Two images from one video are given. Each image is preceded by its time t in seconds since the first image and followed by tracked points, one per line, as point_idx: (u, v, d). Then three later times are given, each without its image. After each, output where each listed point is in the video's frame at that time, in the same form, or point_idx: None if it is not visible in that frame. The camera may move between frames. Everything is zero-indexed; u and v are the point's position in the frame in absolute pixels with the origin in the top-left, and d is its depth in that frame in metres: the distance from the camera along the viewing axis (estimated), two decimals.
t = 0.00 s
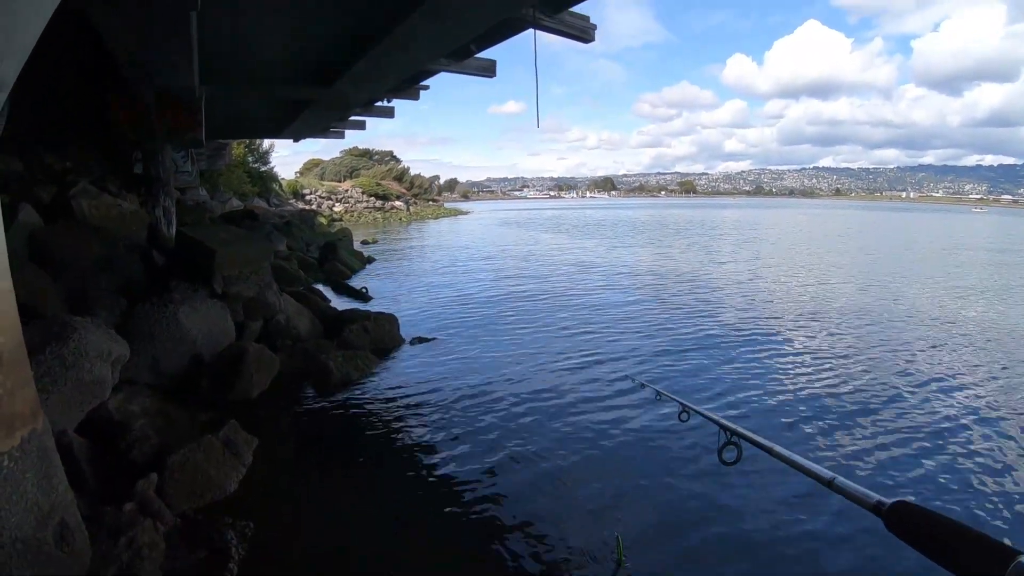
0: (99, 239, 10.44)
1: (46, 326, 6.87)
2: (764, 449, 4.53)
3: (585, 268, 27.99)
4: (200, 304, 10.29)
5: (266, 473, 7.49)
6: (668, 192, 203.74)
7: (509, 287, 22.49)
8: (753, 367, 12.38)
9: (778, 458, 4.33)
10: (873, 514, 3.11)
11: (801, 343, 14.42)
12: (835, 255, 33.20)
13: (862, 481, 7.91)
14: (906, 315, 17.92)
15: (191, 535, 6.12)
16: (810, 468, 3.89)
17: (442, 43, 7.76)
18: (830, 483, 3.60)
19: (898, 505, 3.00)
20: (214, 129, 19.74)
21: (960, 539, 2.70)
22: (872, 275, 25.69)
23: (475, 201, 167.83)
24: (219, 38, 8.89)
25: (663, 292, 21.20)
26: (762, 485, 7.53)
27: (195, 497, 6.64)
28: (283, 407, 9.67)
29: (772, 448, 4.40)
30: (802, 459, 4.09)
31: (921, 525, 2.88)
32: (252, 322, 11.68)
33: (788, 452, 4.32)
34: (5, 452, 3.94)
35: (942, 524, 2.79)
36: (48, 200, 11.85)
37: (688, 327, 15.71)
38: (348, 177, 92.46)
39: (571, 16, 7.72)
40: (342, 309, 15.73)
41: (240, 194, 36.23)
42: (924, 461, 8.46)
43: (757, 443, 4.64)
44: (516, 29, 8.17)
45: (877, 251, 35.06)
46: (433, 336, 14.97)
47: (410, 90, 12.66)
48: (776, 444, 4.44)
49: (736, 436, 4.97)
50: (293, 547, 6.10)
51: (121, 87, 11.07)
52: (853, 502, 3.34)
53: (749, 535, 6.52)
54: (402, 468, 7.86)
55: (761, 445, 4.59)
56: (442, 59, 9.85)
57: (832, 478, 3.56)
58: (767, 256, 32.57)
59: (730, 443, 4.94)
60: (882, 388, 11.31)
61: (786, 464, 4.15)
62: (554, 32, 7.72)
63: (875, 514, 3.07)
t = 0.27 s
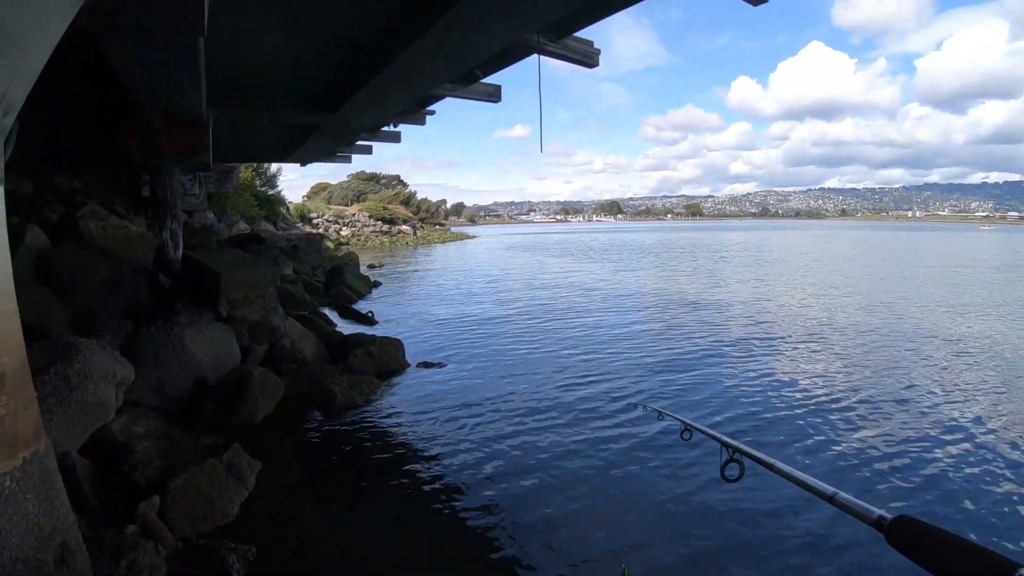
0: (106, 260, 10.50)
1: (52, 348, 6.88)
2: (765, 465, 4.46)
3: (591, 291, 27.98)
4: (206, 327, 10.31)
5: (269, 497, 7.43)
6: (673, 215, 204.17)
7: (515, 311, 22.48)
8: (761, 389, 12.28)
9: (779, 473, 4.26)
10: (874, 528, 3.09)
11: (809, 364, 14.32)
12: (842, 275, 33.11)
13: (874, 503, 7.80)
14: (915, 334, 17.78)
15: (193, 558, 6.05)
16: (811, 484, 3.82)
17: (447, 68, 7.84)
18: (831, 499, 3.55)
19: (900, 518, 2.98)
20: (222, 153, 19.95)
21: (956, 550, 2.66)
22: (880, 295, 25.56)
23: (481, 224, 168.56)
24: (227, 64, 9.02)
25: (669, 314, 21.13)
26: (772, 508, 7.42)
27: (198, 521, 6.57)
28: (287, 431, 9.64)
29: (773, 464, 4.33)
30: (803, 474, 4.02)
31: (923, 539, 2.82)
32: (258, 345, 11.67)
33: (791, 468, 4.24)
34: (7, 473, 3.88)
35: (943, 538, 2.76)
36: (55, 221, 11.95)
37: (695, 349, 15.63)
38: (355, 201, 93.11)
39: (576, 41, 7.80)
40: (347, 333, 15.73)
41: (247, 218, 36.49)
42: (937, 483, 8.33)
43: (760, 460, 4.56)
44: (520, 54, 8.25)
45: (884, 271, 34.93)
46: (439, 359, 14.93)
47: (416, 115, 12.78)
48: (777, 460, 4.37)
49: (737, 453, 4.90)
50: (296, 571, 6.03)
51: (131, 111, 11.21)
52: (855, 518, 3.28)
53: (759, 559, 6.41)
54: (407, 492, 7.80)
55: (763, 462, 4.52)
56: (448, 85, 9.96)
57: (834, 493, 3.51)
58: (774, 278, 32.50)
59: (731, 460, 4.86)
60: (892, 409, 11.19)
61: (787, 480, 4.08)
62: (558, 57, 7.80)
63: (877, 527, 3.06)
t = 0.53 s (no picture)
0: (115, 271, 10.58)
1: (60, 357, 6.92)
2: (767, 462, 4.41)
3: (600, 305, 27.93)
4: (214, 338, 10.34)
5: (273, 509, 7.41)
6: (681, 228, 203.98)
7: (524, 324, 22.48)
8: (772, 402, 12.18)
9: (783, 471, 4.18)
10: (883, 525, 3.03)
11: (821, 377, 14.20)
12: (854, 288, 32.91)
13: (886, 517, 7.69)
14: (928, 347, 17.61)
15: (196, 569, 6.04)
16: (816, 482, 3.76)
17: (454, 82, 7.90)
18: (837, 499, 3.47)
19: (908, 515, 2.91)
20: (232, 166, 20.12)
21: (963, 547, 2.63)
22: (892, 308, 25.37)
23: (490, 237, 168.91)
24: (237, 78, 9.13)
25: (679, 328, 21.05)
26: (782, 522, 7.34)
27: (202, 531, 6.56)
28: (294, 443, 9.63)
29: (778, 463, 4.26)
30: (807, 472, 3.94)
31: (929, 535, 2.77)
32: (265, 357, 11.71)
33: (795, 467, 4.16)
34: (12, 478, 3.88)
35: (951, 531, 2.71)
36: (66, 232, 12.06)
37: (705, 363, 15.55)
38: (364, 214, 93.62)
39: (585, 56, 7.85)
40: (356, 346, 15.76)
41: (257, 231, 36.72)
42: (952, 497, 8.21)
43: (763, 458, 4.48)
44: (529, 69, 8.30)
45: (896, 284, 34.70)
46: (448, 372, 14.91)
47: (425, 129, 12.87)
48: (781, 460, 4.28)
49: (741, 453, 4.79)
50: None
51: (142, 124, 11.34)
52: (865, 515, 3.23)
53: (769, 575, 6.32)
54: (412, 504, 7.77)
55: (767, 460, 4.44)
56: (457, 99, 10.02)
57: (841, 491, 3.43)
58: (784, 291, 32.35)
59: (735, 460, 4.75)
60: (905, 422, 11.06)
61: (789, 478, 4.02)
62: (567, 72, 7.84)
63: (886, 524, 3.00)
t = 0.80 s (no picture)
0: (123, 273, 10.62)
1: (68, 359, 6.96)
2: (770, 484, 4.42)
3: (607, 307, 27.88)
4: (222, 341, 10.38)
5: (279, 511, 7.43)
6: (689, 231, 203.49)
7: (531, 327, 22.44)
8: (780, 405, 12.11)
9: (785, 492, 4.21)
10: (884, 546, 3.05)
11: (830, 380, 14.11)
12: (863, 290, 32.72)
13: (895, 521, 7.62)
14: (938, 349, 17.47)
15: (201, 571, 6.06)
16: (818, 503, 3.79)
17: (460, 85, 7.91)
18: (839, 519, 3.49)
19: (910, 535, 2.94)
20: (239, 169, 20.21)
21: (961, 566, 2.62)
22: (902, 310, 25.20)
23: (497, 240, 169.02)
24: (244, 82, 9.18)
25: (686, 331, 20.98)
26: (789, 527, 7.29)
27: (208, 533, 6.57)
28: (300, 446, 9.66)
29: (779, 484, 4.28)
30: (808, 493, 3.97)
31: (930, 555, 2.77)
32: (272, 360, 11.74)
33: (796, 488, 4.19)
34: (17, 480, 3.90)
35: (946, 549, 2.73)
36: (74, 235, 12.12)
37: (713, 366, 15.48)
38: (372, 218, 93.88)
39: (591, 58, 7.84)
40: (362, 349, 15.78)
41: (265, 234, 36.86)
42: (962, 500, 8.13)
43: (765, 479, 4.52)
44: (535, 71, 8.30)
45: (906, 286, 34.48)
46: (455, 375, 14.91)
47: (432, 132, 12.89)
48: (782, 480, 4.32)
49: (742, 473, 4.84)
50: None
51: (150, 127, 11.39)
52: (866, 536, 3.24)
53: None
54: (417, 507, 7.78)
55: (768, 481, 4.48)
56: (463, 102, 10.04)
57: (843, 512, 3.45)
58: (792, 293, 32.20)
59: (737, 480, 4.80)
60: (915, 425, 10.97)
61: (793, 499, 4.03)
62: (574, 74, 7.83)
63: (887, 545, 3.02)
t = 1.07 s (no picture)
0: (130, 273, 10.67)
1: (75, 359, 7.00)
2: (779, 481, 4.42)
3: (614, 307, 27.83)
4: (228, 341, 10.41)
5: (284, 511, 7.43)
6: (695, 230, 202.99)
7: (537, 327, 22.42)
8: (787, 404, 12.05)
9: (794, 489, 4.19)
10: (894, 543, 3.03)
11: (838, 379, 14.04)
12: (871, 289, 32.55)
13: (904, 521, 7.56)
14: (948, 348, 17.35)
15: (208, 570, 6.07)
16: (827, 499, 3.76)
17: (465, 85, 7.91)
18: (848, 515, 3.46)
19: (920, 532, 2.91)
20: (245, 170, 20.27)
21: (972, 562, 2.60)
22: (910, 308, 25.05)
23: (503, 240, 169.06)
24: (250, 83, 9.21)
25: (693, 330, 20.93)
26: (796, 526, 7.25)
27: (214, 532, 6.59)
28: (306, 445, 9.68)
29: (789, 480, 4.27)
30: (818, 488, 3.95)
31: (940, 551, 2.75)
32: (278, 359, 11.77)
33: (805, 484, 4.17)
34: (24, 479, 3.91)
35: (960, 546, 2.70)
36: (81, 235, 12.19)
37: (720, 365, 15.42)
38: (378, 218, 94.04)
39: (596, 56, 7.82)
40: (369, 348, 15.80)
41: (271, 234, 36.96)
42: (972, 499, 8.05)
43: (774, 475, 4.50)
44: (540, 70, 8.28)
45: (914, 284, 34.27)
46: (461, 375, 14.91)
47: (438, 132, 12.89)
48: (792, 476, 4.30)
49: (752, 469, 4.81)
50: None
51: (155, 128, 11.44)
52: (877, 533, 3.21)
53: None
54: (423, 507, 7.78)
55: (778, 477, 4.45)
56: (469, 101, 10.03)
57: (852, 508, 3.43)
58: (800, 292, 32.07)
59: (746, 477, 4.77)
60: (924, 424, 10.89)
61: (803, 496, 4.01)
62: (579, 73, 7.81)
63: (897, 541, 3.00)
